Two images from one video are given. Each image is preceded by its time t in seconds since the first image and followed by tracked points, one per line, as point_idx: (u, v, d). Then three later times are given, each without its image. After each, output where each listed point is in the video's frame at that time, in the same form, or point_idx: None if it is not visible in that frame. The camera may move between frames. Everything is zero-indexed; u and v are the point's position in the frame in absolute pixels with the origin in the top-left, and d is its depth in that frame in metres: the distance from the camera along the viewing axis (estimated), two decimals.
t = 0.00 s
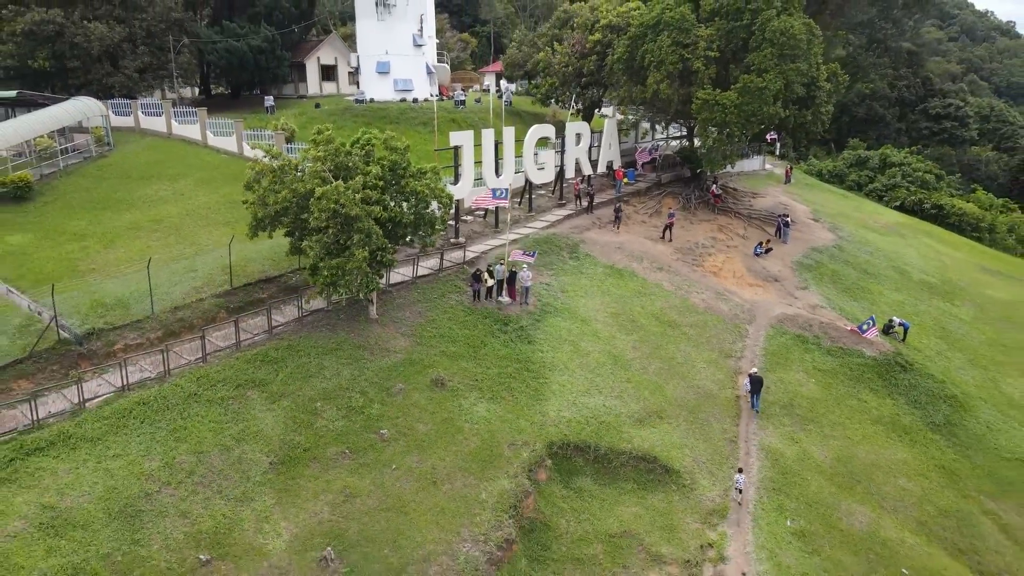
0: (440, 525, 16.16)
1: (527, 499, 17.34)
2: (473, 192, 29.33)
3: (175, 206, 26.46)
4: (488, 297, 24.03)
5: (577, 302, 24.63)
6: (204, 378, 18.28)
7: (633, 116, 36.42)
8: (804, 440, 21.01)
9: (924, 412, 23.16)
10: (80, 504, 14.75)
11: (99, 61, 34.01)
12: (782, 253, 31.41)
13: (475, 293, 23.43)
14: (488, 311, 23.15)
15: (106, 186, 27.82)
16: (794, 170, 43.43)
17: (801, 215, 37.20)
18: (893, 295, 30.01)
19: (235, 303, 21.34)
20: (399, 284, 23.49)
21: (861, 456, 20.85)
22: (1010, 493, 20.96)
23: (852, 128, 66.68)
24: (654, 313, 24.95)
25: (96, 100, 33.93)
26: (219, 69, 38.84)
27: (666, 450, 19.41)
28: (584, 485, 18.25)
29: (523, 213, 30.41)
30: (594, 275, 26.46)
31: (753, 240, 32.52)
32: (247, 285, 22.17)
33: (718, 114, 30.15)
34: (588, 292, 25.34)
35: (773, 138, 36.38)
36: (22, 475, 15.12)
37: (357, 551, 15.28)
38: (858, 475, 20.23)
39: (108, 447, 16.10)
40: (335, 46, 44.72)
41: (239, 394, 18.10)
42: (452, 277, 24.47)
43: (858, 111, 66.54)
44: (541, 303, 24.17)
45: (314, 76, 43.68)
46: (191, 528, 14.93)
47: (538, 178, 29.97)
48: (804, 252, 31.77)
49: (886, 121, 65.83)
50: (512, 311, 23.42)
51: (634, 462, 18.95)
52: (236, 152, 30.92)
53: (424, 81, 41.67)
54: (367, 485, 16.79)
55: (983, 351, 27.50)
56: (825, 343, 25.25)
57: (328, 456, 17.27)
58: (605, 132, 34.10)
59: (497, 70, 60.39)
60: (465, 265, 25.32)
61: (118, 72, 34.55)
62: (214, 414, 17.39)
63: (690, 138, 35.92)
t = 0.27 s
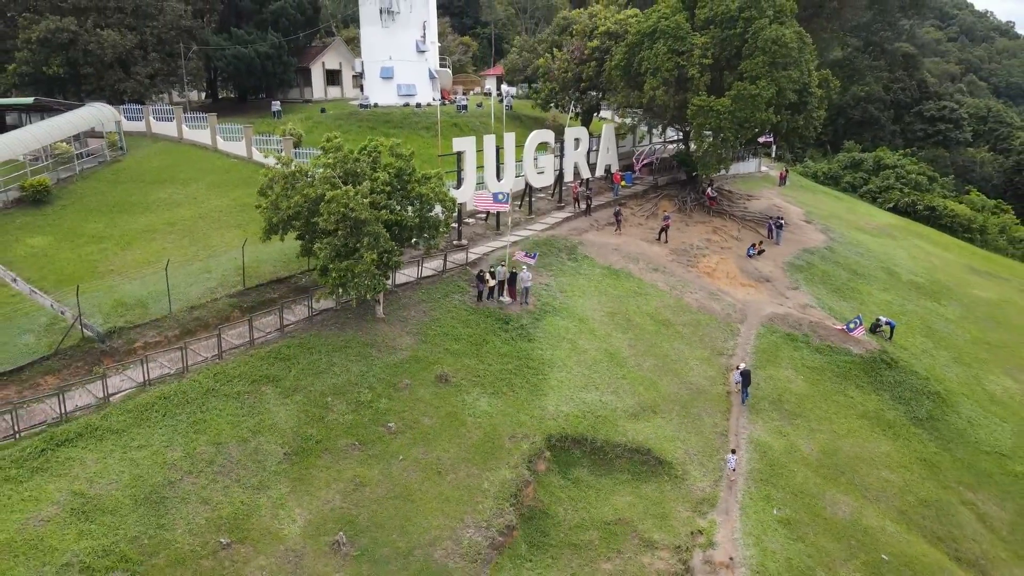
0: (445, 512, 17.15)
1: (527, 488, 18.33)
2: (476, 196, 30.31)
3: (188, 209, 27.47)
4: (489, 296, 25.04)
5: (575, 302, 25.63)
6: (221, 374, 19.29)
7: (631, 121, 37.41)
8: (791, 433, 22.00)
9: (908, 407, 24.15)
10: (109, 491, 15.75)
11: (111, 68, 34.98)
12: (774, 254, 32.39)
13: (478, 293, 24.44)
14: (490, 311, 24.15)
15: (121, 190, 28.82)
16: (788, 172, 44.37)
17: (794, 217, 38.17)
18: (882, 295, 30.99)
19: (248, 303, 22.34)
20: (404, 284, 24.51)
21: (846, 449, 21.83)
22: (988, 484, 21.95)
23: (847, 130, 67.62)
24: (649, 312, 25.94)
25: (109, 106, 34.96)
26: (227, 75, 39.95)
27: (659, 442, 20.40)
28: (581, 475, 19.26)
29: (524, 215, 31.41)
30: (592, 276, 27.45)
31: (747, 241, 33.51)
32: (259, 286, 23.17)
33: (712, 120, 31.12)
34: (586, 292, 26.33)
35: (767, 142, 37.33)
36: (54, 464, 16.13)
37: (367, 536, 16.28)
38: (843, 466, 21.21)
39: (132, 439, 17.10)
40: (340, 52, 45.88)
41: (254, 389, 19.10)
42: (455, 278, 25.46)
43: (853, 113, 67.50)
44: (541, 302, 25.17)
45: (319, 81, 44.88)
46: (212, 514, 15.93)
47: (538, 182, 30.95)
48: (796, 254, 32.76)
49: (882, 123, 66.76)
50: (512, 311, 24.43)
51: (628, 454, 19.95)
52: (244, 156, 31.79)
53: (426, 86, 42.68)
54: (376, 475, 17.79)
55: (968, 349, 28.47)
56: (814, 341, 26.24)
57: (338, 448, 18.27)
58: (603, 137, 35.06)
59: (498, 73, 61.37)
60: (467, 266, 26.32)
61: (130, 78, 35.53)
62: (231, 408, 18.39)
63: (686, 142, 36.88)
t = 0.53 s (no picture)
0: (450, 499, 18.24)
1: (527, 477, 19.41)
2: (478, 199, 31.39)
3: (200, 212, 28.58)
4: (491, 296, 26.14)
5: (573, 301, 26.71)
6: (238, 370, 20.38)
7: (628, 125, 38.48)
8: (779, 427, 23.08)
9: (891, 402, 25.23)
10: (135, 478, 16.84)
11: (124, 74, 36.07)
12: (767, 256, 33.46)
13: (480, 293, 25.53)
14: (491, 310, 25.24)
15: (136, 193, 29.92)
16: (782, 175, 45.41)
17: (786, 219, 39.25)
18: (870, 295, 32.06)
19: (261, 302, 23.43)
20: (410, 284, 25.61)
21: (831, 441, 22.92)
22: (966, 476, 23.04)
23: (843, 132, 68.64)
24: (644, 312, 27.02)
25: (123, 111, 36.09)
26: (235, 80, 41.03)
27: (652, 435, 21.48)
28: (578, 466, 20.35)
29: (524, 218, 32.50)
30: (590, 276, 28.54)
31: (740, 243, 34.58)
32: (271, 286, 24.26)
33: (706, 126, 32.18)
34: (583, 292, 27.42)
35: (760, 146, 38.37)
36: (83, 454, 17.23)
37: (377, 522, 17.38)
38: (827, 458, 22.29)
39: (156, 430, 18.21)
40: (345, 57, 47.00)
41: (268, 384, 20.20)
42: (458, 278, 26.55)
43: (849, 115, 68.53)
44: (540, 302, 26.27)
45: (324, 85, 46.00)
46: (232, 500, 17.04)
47: (538, 185, 32.02)
48: (787, 255, 33.83)
49: (876, 125, 67.79)
50: (512, 310, 25.53)
51: (623, 446, 21.04)
52: (253, 159, 32.86)
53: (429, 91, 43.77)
54: (384, 465, 18.89)
55: (952, 348, 29.52)
56: (803, 339, 27.33)
57: (349, 439, 19.36)
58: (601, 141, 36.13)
59: (499, 76, 62.48)
60: (470, 267, 27.42)
61: (142, 84, 36.63)
62: (247, 402, 19.49)
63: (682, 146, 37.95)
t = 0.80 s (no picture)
0: (454, 489, 19.31)
1: (527, 468, 20.49)
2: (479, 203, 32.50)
3: (212, 215, 29.69)
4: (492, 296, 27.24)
5: (571, 302, 27.79)
6: (252, 366, 21.49)
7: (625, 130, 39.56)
8: (767, 421, 24.17)
9: (876, 398, 26.32)
10: (159, 467, 17.94)
11: (135, 81, 37.17)
12: (759, 257, 34.52)
13: (482, 294, 26.60)
14: (493, 310, 26.32)
15: (150, 197, 31.04)
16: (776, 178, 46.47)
17: (779, 221, 40.32)
18: (859, 295, 33.13)
19: (273, 302, 24.55)
20: (414, 285, 26.73)
21: (817, 435, 24.00)
22: (946, 468, 24.10)
23: (838, 134, 69.72)
24: (640, 311, 28.09)
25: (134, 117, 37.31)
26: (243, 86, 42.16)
27: (646, 429, 22.56)
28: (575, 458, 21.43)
29: (524, 221, 33.61)
30: (587, 277, 29.62)
31: (733, 245, 35.66)
32: (282, 286, 25.37)
33: (700, 132, 33.24)
34: (581, 292, 28.50)
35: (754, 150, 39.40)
36: (110, 444, 18.33)
37: (385, 509, 18.45)
38: (813, 451, 23.37)
39: (177, 422, 19.31)
40: (348, 62, 47.96)
41: (281, 380, 21.30)
42: (461, 279, 27.64)
43: (844, 118, 69.63)
44: (540, 302, 27.34)
45: (329, 90, 46.96)
46: (249, 488, 18.13)
47: (537, 189, 33.12)
48: (779, 256, 34.90)
49: (871, 128, 68.87)
50: (513, 310, 26.61)
51: (618, 439, 22.11)
52: (262, 164, 34.01)
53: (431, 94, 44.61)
54: (392, 456, 19.97)
55: (937, 346, 30.58)
56: (792, 338, 28.43)
57: (357, 432, 20.45)
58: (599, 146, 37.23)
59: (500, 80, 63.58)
60: (472, 268, 28.54)
61: (153, 90, 37.75)
62: (262, 397, 20.60)
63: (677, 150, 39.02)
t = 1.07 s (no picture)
0: (456, 479, 20.38)
1: (526, 460, 21.57)
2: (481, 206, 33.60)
3: (223, 218, 30.79)
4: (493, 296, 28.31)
5: (568, 302, 28.88)
6: (264, 363, 22.58)
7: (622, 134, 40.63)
8: (756, 416, 25.26)
9: (861, 394, 27.40)
10: (179, 458, 19.03)
11: (146, 87, 38.27)
12: (751, 258, 35.60)
13: (483, 294, 27.66)
14: (493, 309, 27.39)
15: (162, 200, 32.13)
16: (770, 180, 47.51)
17: (772, 223, 41.39)
18: (847, 295, 34.20)
19: (283, 302, 25.64)
20: (418, 285, 27.84)
21: (803, 429, 25.08)
22: (927, 461, 25.16)
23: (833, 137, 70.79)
24: (635, 311, 29.18)
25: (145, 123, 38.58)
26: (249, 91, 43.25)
27: (639, 423, 23.64)
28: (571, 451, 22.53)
29: (524, 223, 34.70)
30: (584, 278, 30.70)
31: (727, 246, 36.76)
32: (291, 287, 26.47)
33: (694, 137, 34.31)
34: (578, 293, 29.59)
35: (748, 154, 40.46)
36: (132, 436, 19.42)
37: (391, 498, 19.53)
38: (800, 444, 24.46)
39: (194, 416, 20.40)
40: (352, 67, 49.11)
41: (292, 375, 22.39)
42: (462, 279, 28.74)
43: (838, 120, 70.73)
44: (538, 302, 28.42)
45: (333, 94, 48.03)
46: (263, 478, 19.23)
47: (537, 192, 34.20)
48: (771, 257, 35.98)
49: (865, 130, 69.98)
50: (512, 310, 27.68)
51: (613, 433, 23.19)
52: (270, 168, 35.07)
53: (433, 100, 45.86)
54: (397, 448, 21.06)
55: (923, 344, 31.65)
56: (781, 337, 29.52)
57: (365, 426, 21.53)
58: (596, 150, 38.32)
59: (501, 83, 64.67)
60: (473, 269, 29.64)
61: (163, 96, 38.85)
62: (274, 392, 21.69)
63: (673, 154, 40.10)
